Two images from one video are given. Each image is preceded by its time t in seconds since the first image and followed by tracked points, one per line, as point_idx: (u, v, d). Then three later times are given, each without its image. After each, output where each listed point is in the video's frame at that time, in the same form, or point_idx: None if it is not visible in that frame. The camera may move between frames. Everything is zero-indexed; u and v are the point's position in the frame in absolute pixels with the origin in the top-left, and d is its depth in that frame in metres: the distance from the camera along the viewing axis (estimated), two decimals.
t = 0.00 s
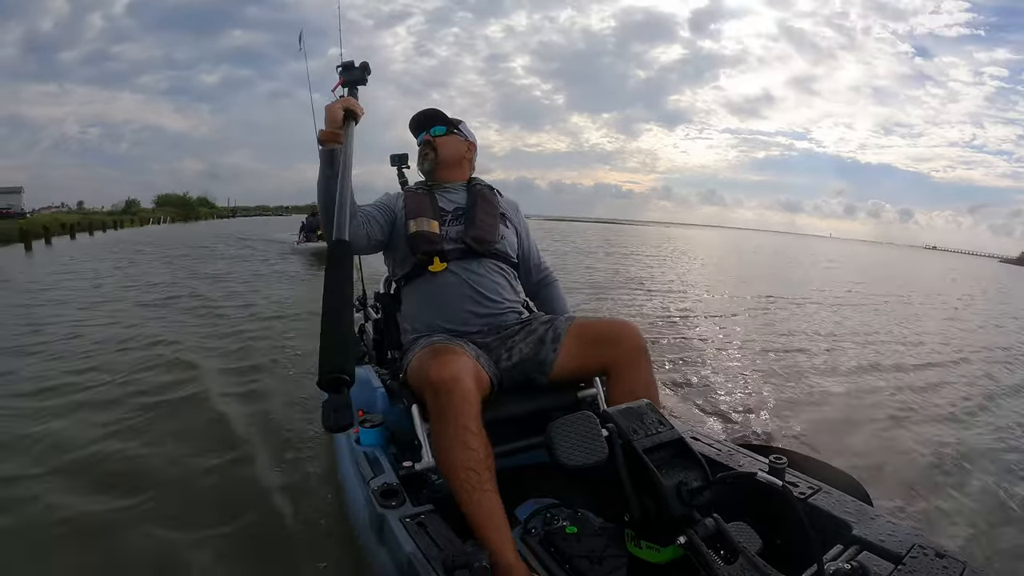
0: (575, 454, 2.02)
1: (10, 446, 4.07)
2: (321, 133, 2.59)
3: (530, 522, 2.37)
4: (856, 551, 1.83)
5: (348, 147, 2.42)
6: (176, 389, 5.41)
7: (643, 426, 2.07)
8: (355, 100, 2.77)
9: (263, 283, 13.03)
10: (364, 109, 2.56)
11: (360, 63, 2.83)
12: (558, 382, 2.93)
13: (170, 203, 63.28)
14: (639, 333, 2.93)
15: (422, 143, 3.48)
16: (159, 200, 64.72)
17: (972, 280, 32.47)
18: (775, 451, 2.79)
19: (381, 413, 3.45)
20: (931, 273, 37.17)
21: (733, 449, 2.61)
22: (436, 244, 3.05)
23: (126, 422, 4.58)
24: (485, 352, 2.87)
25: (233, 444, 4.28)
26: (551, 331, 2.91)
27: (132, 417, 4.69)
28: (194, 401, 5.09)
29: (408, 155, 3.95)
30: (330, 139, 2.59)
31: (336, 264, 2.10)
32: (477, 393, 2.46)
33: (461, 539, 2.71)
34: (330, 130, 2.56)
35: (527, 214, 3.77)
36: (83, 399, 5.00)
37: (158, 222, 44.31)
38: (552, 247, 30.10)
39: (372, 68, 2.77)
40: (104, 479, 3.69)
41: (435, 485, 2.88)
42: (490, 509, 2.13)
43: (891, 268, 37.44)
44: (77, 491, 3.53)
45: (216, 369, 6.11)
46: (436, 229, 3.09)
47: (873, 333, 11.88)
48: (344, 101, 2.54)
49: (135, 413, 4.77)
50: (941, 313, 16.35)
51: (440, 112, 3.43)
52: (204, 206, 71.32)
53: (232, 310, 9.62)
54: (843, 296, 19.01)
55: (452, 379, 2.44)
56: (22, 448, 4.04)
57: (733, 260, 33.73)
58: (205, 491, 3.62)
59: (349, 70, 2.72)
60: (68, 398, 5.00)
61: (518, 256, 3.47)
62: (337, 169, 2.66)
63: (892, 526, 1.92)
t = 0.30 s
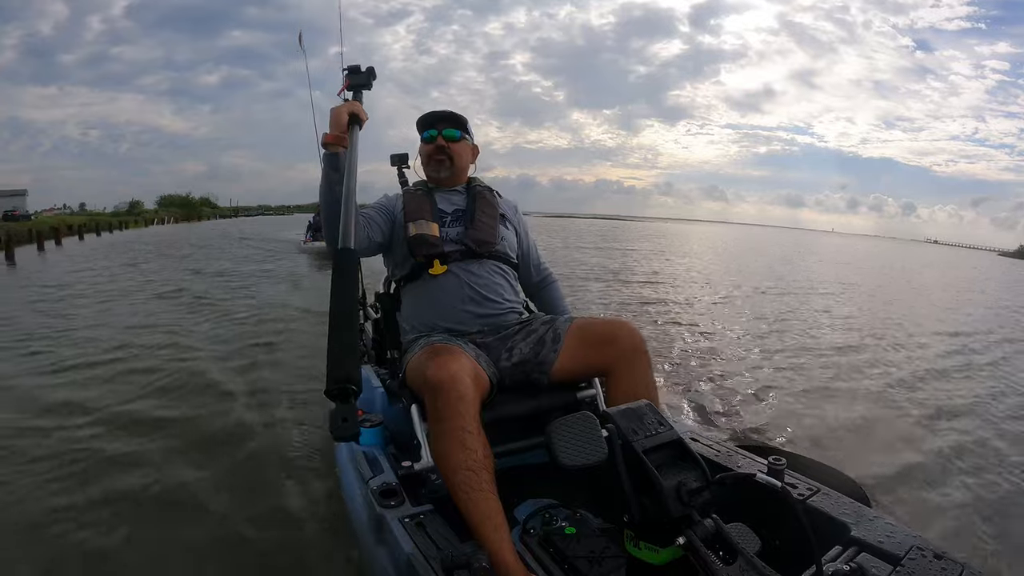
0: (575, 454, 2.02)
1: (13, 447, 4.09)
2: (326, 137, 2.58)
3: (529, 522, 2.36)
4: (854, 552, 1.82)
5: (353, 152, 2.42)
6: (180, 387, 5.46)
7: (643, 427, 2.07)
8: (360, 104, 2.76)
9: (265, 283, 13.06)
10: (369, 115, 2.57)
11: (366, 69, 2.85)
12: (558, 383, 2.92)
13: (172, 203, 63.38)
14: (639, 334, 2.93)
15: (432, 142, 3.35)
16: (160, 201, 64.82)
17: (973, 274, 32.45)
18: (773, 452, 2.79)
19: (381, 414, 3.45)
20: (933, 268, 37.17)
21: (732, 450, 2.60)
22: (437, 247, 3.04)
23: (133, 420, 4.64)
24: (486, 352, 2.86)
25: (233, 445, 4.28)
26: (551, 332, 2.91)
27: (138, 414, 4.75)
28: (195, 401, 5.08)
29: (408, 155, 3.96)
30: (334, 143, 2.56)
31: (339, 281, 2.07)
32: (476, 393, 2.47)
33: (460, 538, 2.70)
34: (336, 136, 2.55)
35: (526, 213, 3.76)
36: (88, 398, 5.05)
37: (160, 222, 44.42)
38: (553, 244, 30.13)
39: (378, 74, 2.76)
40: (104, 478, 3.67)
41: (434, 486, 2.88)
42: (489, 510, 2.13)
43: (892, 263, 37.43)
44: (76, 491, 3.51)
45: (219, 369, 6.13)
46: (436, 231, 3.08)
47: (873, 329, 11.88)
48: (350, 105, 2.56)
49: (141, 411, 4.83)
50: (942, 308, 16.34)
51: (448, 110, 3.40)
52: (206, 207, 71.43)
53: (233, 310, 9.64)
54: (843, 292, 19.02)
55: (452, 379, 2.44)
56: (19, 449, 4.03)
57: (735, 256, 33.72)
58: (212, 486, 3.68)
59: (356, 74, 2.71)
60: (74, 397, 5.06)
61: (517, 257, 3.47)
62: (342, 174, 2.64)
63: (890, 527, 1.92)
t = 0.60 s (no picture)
0: (575, 454, 2.01)
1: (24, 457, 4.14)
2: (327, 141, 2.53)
3: (530, 522, 2.36)
4: (856, 550, 1.82)
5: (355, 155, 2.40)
6: (184, 391, 5.50)
7: (643, 426, 2.07)
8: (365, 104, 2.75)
9: (270, 284, 13.12)
10: (373, 117, 2.54)
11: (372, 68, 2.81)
12: (560, 382, 2.91)
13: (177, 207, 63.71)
14: (641, 333, 2.92)
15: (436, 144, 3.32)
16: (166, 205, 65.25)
17: (983, 253, 32.15)
18: (775, 450, 2.77)
19: (382, 414, 3.45)
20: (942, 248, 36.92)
21: (734, 449, 2.59)
22: (439, 249, 3.03)
23: (137, 424, 4.70)
24: (489, 351, 2.85)
25: (236, 447, 4.33)
26: (553, 330, 2.90)
27: (142, 419, 4.80)
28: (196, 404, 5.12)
29: (407, 155, 3.95)
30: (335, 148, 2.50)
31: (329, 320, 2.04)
32: (477, 393, 2.47)
33: (462, 537, 2.71)
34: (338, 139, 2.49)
35: (526, 212, 3.75)
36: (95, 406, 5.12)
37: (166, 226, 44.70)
38: (558, 236, 30.04)
39: (382, 73, 2.75)
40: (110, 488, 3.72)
41: (436, 486, 2.89)
42: (489, 509, 2.13)
43: (900, 245, 37.12)
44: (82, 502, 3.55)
45: (224, 372, 6.16)
46: (438, 233, 3.08)
47: (882, 313, 11.78)
48: (352, 108, 2.50)
49: (146, 415, 4.89)
50: (951, 288, 16.18)
51: (451, 111, 3.35)
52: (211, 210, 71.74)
53: (238, 311, 9.70)
54: (851, 275, 18.87)
55: (452, 379, 2.44)
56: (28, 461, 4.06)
57: (741, 243, 33.52)
58: (216, 490, 3.72)
59: (361, 73, 2.70)
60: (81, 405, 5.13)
61: (518, 256, 3.46)
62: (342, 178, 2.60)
63: (892, 526, 1.91)
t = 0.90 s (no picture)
0: (575, 453, 2.01)
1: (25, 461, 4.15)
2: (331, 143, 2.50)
3: (531, 522, 2.36)
4: (857, 549, 1.81)
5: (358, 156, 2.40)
6: (183, 395, 5.51)
7: (643, 425, 2.06)
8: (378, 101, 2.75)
9: (270, 284, 13.12)
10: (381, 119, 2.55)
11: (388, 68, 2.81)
12: (561, 381, 2.91)
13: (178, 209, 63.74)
14: (643, 333, 2.91)
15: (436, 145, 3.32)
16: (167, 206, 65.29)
17: (986, 249, 32.06)
18: (776, 449, 2.77)
19: (382, 414, 3.45)
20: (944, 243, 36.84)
21: (734, 448, 2.59)
22: (441, 249, 3.02)
23: (134, 429, 4.72)
24: (490, 351, 2.85)
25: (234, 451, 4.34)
26: (554, 329, 2.90)
27: (139, 424, 4.82)
28: (194, 408, 5.13)
29: (408, 155, 3.94)
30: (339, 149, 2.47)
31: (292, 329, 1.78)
32: (477, 392, 2.46)
33: (463, 537, 2.71)
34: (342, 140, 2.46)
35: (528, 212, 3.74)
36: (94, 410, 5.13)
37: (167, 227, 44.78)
38: (558, 234, 30.03)
39: (397, 71, 2.76)
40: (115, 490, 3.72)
41: (436, 486, 2.89)
42: (490, 509, 2.13)
43: (902, 241, 37.09)
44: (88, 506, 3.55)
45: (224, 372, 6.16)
46: (441, 232, 3.07)
47: (883, 309, 11.77)
48: (357, 110, 2.48)
49: (144, 420, 4.90)
50: (953, 285, 16.13)
51: (451, 111, 3.36)
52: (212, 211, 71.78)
53: (239, 312, 9.71)
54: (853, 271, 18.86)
55: (452, 380, 2.44)
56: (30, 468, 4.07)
57: (742, 240, 33.45)
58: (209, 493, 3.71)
59: (376, 71, 2.71)
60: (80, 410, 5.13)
61: (520, 256, 3.46)
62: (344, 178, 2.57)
63: (893, 525, 1.90)
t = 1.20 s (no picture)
0: (575, 454, 2.02)
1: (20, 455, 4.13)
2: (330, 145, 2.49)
3: (530, 522, 2.36)
4: (856, 550, 1.82)
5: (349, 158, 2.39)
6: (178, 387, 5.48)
7: (643, 426, 2.07)
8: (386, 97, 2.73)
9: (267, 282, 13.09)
10: (381, 118, 2.54)
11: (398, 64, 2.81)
12: (561, 382, 2.91)
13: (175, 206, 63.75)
14: (642, 333, 2.92)
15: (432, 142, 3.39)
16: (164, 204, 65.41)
17: (982, 254, 32.14)
18: (775, 450, 2.78)
19: (382, 413, 3.45)
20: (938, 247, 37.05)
21: (734, 449, 2.60)
22: (442, 246, 3.02)
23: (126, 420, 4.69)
24: (490, 350, 2.85)
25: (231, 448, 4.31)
26: (554, 329, 2.91)
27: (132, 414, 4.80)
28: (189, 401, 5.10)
29: (408, 155, 3.94)
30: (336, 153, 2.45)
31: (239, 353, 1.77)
32: (476, 393, 2.46)
33: (462, 537, 2.71)
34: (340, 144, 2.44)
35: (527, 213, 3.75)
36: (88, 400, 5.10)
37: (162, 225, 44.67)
38: (555, 235, 30.05)
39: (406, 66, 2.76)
40: (108, 486, 3.67)
41: (435, 486, 2.89)
42: (489, 509, 2.13)
43: (900, 244, 37.17)
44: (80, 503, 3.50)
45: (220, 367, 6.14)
46: (441, 230, 3.06)
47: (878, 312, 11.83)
48: (356, 112, 2.48)
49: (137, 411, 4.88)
50: (947, 289, 16.22)
51: (447, 107, 3.42)
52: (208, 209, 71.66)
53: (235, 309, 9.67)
54: (849, 274, 18.93)
55: (451, 380, 2.44)
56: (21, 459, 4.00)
57: (738, 242, 33.53)
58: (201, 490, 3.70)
59: (385, 66, 2.70)
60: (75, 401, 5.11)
61: (520, 256, 3.46)
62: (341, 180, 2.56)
63: (892, 526, 1.91)
